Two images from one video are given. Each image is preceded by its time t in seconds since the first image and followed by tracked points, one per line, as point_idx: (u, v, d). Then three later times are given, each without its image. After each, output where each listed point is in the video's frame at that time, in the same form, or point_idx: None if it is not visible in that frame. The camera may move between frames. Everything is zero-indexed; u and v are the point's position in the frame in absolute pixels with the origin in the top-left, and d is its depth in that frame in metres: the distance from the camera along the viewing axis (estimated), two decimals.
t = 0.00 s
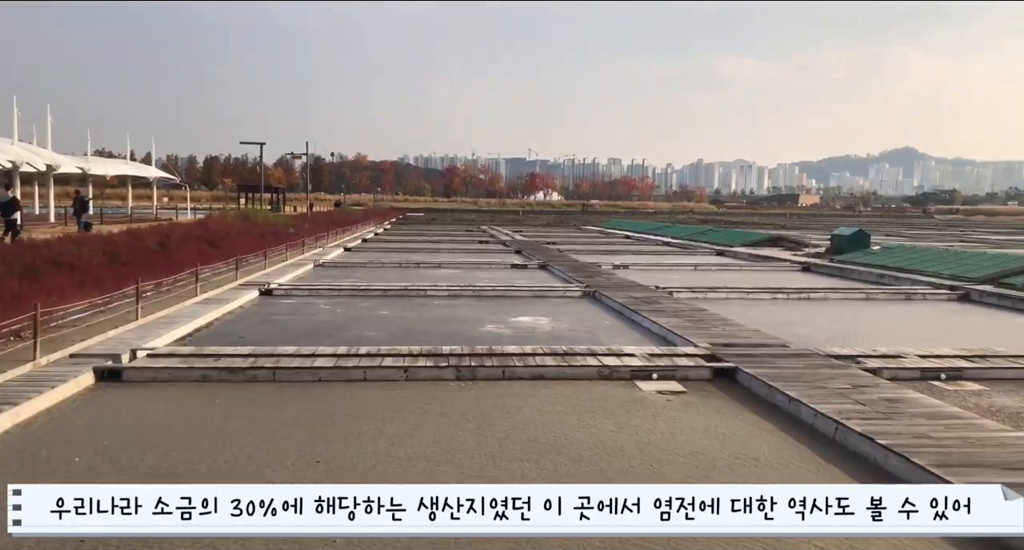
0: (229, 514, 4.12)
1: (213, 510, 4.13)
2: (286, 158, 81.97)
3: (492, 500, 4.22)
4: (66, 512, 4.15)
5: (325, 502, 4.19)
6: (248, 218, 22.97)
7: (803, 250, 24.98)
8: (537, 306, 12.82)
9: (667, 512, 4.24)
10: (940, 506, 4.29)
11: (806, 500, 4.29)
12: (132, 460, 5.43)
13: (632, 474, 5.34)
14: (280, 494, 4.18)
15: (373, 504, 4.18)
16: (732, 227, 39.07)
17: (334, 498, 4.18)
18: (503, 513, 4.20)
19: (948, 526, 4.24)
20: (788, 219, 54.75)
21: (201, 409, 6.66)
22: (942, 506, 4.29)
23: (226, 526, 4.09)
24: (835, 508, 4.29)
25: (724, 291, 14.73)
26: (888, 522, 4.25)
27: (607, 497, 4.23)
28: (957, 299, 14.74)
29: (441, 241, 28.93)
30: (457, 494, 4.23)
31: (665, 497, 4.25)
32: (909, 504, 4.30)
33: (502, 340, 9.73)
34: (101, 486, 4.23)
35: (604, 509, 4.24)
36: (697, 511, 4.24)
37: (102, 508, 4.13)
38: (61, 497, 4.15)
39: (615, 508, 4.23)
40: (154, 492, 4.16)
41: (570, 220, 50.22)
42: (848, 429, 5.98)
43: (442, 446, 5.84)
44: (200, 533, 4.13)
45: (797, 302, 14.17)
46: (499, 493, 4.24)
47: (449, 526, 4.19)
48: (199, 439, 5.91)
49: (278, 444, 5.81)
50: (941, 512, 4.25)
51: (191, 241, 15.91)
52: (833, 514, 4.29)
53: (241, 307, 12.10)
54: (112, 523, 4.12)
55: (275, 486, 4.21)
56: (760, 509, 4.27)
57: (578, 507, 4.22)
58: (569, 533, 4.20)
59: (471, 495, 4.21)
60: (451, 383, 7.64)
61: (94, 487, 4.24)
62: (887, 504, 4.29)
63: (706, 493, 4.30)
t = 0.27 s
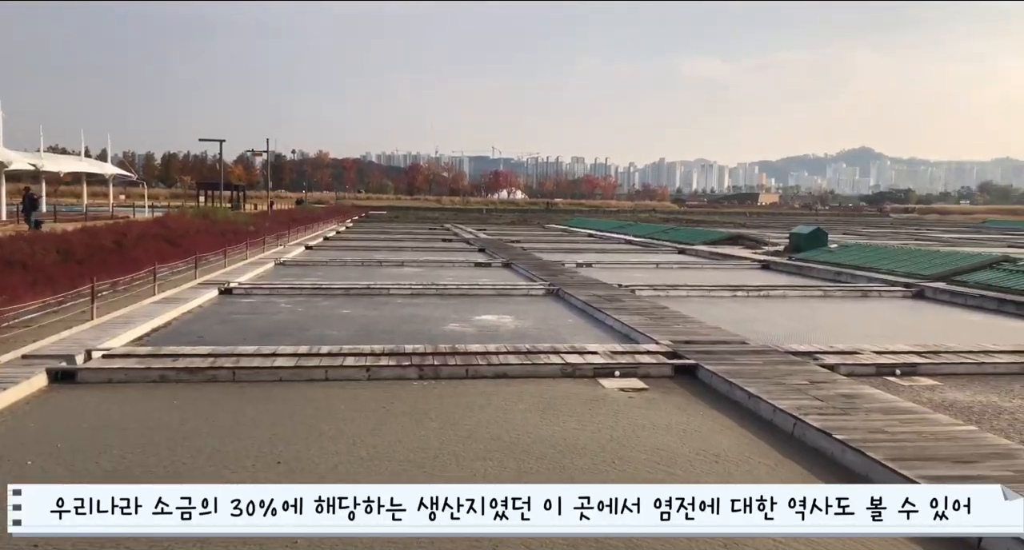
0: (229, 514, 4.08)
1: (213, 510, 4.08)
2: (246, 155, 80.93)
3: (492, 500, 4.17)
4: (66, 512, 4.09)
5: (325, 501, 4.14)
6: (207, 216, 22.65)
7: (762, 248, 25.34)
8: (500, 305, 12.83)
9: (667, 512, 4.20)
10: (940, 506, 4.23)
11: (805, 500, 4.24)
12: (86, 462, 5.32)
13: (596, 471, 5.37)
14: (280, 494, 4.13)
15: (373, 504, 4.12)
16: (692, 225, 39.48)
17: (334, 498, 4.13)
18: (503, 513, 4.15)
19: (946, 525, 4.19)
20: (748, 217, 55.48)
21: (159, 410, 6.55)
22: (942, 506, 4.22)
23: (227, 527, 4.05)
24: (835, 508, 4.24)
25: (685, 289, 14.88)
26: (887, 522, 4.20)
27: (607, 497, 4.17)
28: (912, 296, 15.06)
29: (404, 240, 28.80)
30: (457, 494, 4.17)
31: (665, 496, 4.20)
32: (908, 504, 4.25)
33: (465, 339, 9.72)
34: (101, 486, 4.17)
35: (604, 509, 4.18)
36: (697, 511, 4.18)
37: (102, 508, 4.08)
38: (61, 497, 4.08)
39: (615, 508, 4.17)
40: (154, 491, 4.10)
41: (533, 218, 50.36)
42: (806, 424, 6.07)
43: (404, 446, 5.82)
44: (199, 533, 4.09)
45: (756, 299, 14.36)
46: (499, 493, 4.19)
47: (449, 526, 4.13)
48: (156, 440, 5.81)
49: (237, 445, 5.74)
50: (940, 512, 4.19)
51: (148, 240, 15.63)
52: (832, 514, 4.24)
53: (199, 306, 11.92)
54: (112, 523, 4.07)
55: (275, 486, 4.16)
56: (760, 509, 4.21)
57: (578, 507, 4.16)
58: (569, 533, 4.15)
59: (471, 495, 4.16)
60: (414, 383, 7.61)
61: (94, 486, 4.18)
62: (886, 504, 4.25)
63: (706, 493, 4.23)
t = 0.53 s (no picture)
0: (228, 514, 3.99)
1: (213, 510, 4.00)
2: (209, 154, 79.96)
3: (492, 500, 4.08)
4: (66, 512, 4.03)
5: (325, 501, 4.07)
6: (169, 215, 22.34)
7: (725, 246, 25.63)
8: (466, 304, 12.82)
9: (666, 512, 4.11)
10: (939, 506, 4.12)
11: (805, 500, 4.14)
12: (43, 467, 5.22)
13: (562, 470, 5.38)
14: (280, 494, 4.05)
15: (373, 504, 4.05)
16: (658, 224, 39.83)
17: (334, 498, 4.06)
18: (504, 514, 4.06)
19: (946, 527, 4.06)
20: (712, 216, 56.08)
21: (118, 413, 6.43)
22: (942, 506, 4.12)
23: (226, 527, 3.96)
24: (835, 508, 4.15)
25: (650, 287, 15.00)
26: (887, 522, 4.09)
27: (607, 497, 4.07)
28: (871, 294, 15.34)
29: (370, 239, 28.66)
30: (457, 494, 4.09)
31: (665, 497, 4.12)
32: (908, 504, 4.14)
33: (431, 338, 9.70)
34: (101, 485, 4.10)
35: (604, 509, 4.08)
36: (697, 511, 4.10)
37: (102, 508, 4.00)
38: (61, 497, 4.03)
39: (615, 508, 4.08)
40: (154, 491, 4.02)
41: (500, 216, 50.42)
42: (769, 421, 6.15)
43: (369, 446, 5.78)
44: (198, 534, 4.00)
45: (720, 297, 14.52)
46: (499, 493, 4.10)
47: (449, 526, 4.05)
48: (115, 444, 5.72)
49: (199, 447, 5.66)
50: (940, 513, 4.08)
51: (108, 240, 15.37)
52: (832, 514, 4.15)
53: (160, 307, 11.75)
54: (112, 523, 3.99)
55: (275, 486, 4.08)
56: (759, 509, 4.12)
57: (578, 507, 4.06)
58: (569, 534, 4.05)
59: (471, 495, 4.08)
60: (379, 383, 7.57)
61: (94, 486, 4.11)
62: (886, 504, 4.14)
63: (706, 492, 4.15)
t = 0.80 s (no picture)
0: (229, 514, 3.96)
1: (213, 510, 3.97)
2: (172, 152, 78.78)
3: (492, 500, 4.06)
4: (66, 512, 3.99)
5: (325, 501, 4.03)
6: (131, 213, 21.99)
7: (691, 244, 25.83)
8: (434, 302, 12.78)
9: (667, 512, 4.11)
10: (939, 506, 4.13)
11: (806, 500, 4.17)
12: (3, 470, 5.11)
13: (532, 468, 5.38)
14: (280, 494, 4.01)
15: (373, 504, 4.02)
16: (625, 222, 40.02)
17: (334, 498, 4.02)
18: (504, 513, 4.06)
19: (946, 526, 4.06)
20: (679, 214, 56.47)
21: (79, 415, 6.32)
22: (942, 506, 4.13)
23: (227, 527, 3.93)
24: (835, 508, 4.18)
25: (617, 285, 15.08)
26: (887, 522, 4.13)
27: (608, 497, 4.07)
28: (834, 290, 15.57)
29: (337, 237, 28.45)
30: (457, 494, 4.06)
31: (665, 496, 4.12)
32: (909, 504, 4.16)
33: (398, 337, 9.66)
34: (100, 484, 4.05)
35: (604, 508, 4.08)
36: (697, 511, 4.10)
37: (102, 508, 3.96)
38: (61, 497, 3.98)
39: (615, 508, 4.07)
40: (154, 491, 3.98)
41: (468, 215, 50.35)
42: (734, 416, 6.22)
43: (336, 446, 5.75)
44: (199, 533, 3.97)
45: (687, 294, 14.64)
46: (499, 493, 4.08)
47: (449, 526, 4.02)
48: (76, 446, 5.61)
49: (163, 449, 5.58)
50: (941, 513, 4.09)
51: (67, 239, 15.09)
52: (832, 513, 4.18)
53: (122, 307, 11.56)
54: (112, 523, 3.95)
55: (275, 486, 4.04)
56: (759, 509, 4.13)
57: (578, 507, 4.06)
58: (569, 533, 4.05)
59: (471, 495, 4.05)
60: (346, 382, 7.52)
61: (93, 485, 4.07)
62: (887, 504, 4.18)
63: (706, 492, 4.14)
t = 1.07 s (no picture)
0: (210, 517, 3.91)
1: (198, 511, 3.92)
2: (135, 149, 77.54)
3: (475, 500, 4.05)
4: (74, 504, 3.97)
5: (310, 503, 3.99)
6: (92, 212, 21.62)
7: (659, 242, 26.00)
8: (402, 301, 12.73)
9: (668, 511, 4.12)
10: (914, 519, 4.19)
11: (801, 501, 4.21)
12: None
13: (501, 466, 5.38)
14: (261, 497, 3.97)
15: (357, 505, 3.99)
16: (593, 220, 40.17)
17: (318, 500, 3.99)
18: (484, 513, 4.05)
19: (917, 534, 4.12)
20: (647, 212, 56.78)
21: (39, 417, 6.19)
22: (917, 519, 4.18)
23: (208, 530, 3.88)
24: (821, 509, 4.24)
25: (586, 283, 15.14)
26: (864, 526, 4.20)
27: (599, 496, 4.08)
28: (799, 287, 15.78)
29: (304, 236, 28.20)
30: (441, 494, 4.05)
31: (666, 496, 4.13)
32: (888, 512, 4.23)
33: (366, 335, 9.61)
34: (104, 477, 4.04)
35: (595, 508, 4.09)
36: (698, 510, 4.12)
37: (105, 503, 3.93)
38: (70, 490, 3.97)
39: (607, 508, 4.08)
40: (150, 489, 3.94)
41: (436, 213, 50.17)
42: (701, 412, 6.27)
43: (303, 446, 5.70)
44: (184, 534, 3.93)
45: (654, 292, 14.73)
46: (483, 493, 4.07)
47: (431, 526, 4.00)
48: (36, 449, 5.50)
49: (126, 451, 5.49)
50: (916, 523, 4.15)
51: (26, 238, 14.79)
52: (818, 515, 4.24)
53: (84, 307, 11.37)
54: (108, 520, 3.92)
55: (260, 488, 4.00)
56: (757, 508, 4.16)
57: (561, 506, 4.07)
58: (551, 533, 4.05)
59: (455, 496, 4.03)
60: (313, 382, 7.46)
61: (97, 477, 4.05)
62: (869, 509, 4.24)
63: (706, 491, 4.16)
